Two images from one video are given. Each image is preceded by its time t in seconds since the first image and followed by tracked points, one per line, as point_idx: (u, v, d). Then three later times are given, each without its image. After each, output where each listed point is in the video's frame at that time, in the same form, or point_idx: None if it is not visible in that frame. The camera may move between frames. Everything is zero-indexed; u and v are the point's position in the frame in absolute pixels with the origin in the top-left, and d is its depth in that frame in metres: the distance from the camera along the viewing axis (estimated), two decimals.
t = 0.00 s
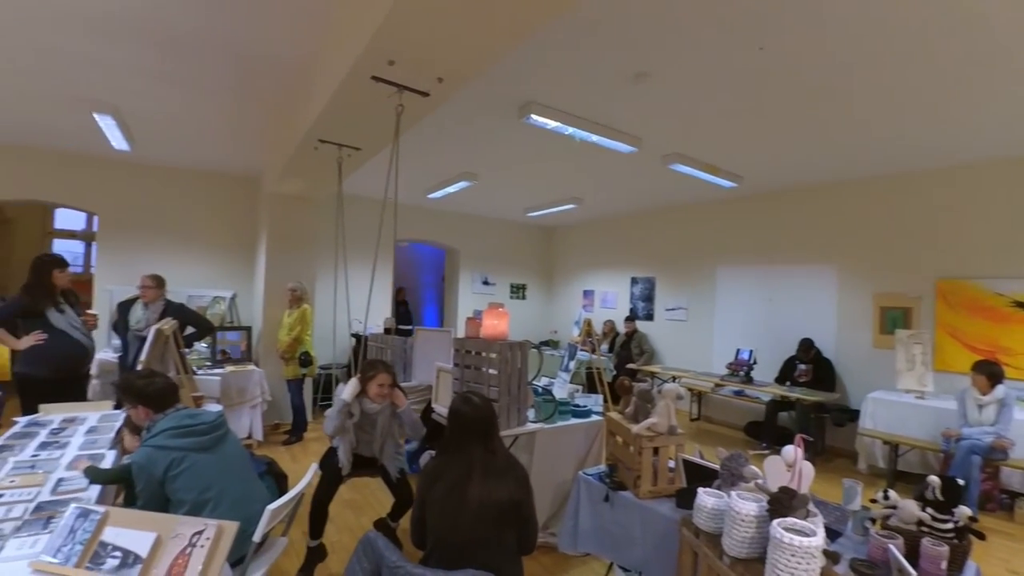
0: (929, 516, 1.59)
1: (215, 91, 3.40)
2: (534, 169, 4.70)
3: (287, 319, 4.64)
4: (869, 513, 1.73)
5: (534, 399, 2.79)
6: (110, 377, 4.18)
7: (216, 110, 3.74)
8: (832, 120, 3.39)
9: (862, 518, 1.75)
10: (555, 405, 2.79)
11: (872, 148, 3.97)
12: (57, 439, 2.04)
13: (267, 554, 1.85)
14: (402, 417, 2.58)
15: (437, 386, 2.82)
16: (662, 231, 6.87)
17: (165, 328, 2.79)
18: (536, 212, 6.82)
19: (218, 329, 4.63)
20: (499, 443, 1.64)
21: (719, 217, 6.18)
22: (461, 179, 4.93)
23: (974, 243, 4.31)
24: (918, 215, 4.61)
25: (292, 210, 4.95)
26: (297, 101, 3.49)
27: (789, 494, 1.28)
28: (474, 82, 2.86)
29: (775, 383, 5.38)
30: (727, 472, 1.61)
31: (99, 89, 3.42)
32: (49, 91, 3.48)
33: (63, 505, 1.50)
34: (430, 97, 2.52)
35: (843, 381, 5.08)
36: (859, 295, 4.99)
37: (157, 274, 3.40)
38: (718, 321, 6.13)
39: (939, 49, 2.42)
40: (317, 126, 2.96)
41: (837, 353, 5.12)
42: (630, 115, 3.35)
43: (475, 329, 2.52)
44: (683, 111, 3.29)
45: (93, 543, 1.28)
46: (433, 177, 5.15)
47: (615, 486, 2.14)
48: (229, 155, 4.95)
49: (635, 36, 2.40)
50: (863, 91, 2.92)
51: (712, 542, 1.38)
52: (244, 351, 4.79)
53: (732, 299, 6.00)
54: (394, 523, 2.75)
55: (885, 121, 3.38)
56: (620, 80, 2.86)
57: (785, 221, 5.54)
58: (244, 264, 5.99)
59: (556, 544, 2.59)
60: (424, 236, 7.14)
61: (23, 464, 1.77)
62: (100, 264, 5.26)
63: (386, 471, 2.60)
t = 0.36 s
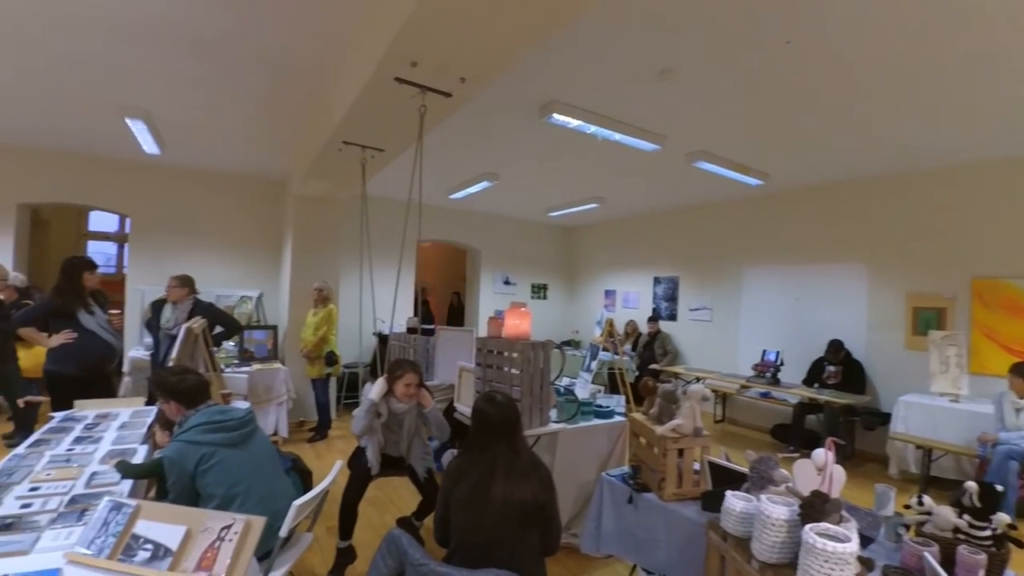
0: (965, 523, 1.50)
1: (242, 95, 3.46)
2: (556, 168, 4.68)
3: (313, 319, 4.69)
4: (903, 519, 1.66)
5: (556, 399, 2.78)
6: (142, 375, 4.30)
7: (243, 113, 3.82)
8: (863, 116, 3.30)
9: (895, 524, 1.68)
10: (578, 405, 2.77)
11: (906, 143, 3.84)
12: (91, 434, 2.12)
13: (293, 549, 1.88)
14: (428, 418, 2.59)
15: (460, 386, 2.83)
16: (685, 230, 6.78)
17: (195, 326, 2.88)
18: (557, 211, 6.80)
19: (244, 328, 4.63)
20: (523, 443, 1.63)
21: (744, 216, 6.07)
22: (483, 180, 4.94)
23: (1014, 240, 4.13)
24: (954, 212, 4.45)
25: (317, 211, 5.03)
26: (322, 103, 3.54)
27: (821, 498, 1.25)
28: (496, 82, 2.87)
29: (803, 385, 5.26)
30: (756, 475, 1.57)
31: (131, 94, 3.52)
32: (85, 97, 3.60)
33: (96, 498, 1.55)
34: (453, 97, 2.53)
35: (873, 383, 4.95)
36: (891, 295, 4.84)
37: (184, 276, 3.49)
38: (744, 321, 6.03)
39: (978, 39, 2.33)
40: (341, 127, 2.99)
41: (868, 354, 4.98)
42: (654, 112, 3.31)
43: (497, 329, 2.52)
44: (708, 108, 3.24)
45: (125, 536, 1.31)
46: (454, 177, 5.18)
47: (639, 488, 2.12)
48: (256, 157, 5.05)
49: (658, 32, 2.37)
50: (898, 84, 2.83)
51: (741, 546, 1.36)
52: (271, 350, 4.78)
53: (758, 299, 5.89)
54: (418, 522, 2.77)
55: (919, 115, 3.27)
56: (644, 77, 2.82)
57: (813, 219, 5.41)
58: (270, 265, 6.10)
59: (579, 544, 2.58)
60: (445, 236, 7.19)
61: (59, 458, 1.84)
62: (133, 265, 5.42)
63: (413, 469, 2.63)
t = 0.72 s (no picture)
0: (1002, 520, 1.42)
1: (264, 90, 3.49)
2: (577, 158, 4.63)
3: (336, 311, 4.73)
4: (937, 516, 1.60)
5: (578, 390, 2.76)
6: (171, 366, 4.41)
7: (265, 109, 3.85)
8: (896, 102, 3.18)
9: (928, 521, 1.62)
10: (600, 396, 2.76)
11: (942, 129, 3.69)
12: (123, 422, 2.18)
13: (318, 536, 1.90)
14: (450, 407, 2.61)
15: (481, 376, 2.83)
16: (709, 221, 6.67)
17: (222, 317, 2.92)
18: (577, 202, 6.74)
19: (269, 319, 4.72)
20: (546, 432, 1.61)
21: (770, 205, 5.93)
22: (502, 171, 4.92)
23: None
24: (993, 200, 4.27)
25: (339, 205, 5.07)
26: (343, 96, 3.54)
27: (856, 492, 1.22)
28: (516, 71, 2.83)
29: (831, 378, 5.14)
30: (787, 468, 1.54)
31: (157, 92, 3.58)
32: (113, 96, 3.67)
33: (128, 484, 1.60)
34: (473, 87, 2.50)
35: (904, 376, 4.81)
36: (923, 285, 4.69)
37: (210, 268, 3.56)
38: (769, 313, 5.91)
39: None
40: (362, 120, 2.99)
41: (899, 347, 4.84)
42: (677, 99, 3.23)
43: (519, 319, 2.51)
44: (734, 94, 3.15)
45: (156, 520, 1.34)
46: (474, 169, 5.17)
47: (663, 481, 2.10)
48: (279, 152, 5.11)
49: (683, 15, 2.30)
50: (934, 67, 2.71)
51: (771, 541, 1.34)
52: (294, 341, 4.80)
53: (784, 290, 5.76)
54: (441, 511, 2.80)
55: (957, 99, 3.13)
56: (667, 63, 2.75)
57: (842, 208, 5.25)
58: (294, 258, 6.19)
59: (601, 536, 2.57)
60: (465, 228, 7.19)
61: (92, 445, 1.90)
62: (162, 259, 5.55)
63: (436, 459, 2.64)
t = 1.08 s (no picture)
0: None
1: (284, 81, 3.50)
2: (597, 145, 4.57)
3: (358, 300, 4.77)
4: (970, 510, 1.53)
5: (599, 379, 2.74)
6: (198, 354, 4.50)
7: (285, 100, 3.87)
8: (931, 81, 3.05)
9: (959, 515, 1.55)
10: (621, 386, 2.73)
11: (981, 110, 3.53)
12: (151, 408, 2.23)
13: (341, 521, 1.93)
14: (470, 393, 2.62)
15: (501, 364, 2.83)
16: (732, 208, 6.54)
17: (246, 306, 2.98)
18: (597, 190, 6.67)
19: (290, 308, 4.70)
20: (567, 420, 1.59)
21: (796, 191, 5.78)
22: (521, 159, 4.88)
23: None
24: None
25: (359, 194, 5.09)
26: (362, 85, 3.53)
27: (891, 484, 1.19)
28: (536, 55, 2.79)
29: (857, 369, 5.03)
30: (817, 459, 1.50)
31: (180, 84, 3.61)
32: (137, 89, 3.72)
33: (156, 468, 1.63)
34: (492, 72, 2.46)
35: (934, 367, 4.68)
36: (956, 273, 4.53)
37: (233, 258, 3.61)
38: (793, 302, 5.79)
39: None
40: (383, 108, 2.98)
41: (930, 337, 4.69)
42: (701, 82, 3.15)
43: (539, 308, 2.49)
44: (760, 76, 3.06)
45: (184, 504, 1.37)
46: (493, 157, 5.14)
47: (686, 470, 2.07)
48: (299, 143, 5.14)
49: None
50: (975, 43, 2.59)
51: (801, 533, 1.33)
52: (316, 330, 4.79)
53: (810, 279, 5.63)
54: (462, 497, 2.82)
55: (998, 77, 2.98)
56: (692, 44, 2.68)
57: (871, 194, 5.09)
58: (315, 248, 6.26)
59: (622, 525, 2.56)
60: (484, 217, 7.17)
61: (122, 431, 1.94)
62: (187, 249, 5.65)
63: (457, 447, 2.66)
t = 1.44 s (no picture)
0: None
1: (301, 69, 3.49)
2: (616, 129, 4.49)
3: (378, 287, 4.80)
4: (1002, 501, 1.47)
5: (619, 364, 2.72)
6: (222, 339, 4.59)
7: (303, 87, 3.87)
8: (969, 58, 2.92)
9: (990, 505, 1.48)
10: (641, 371, 2.71)
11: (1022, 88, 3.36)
12: (178, 392, 2.27)
13: (363, 503, 1.95)
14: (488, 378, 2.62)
15: (520, 349, 2.82)
16: (755, 192, 6.40)
17: (268, 292, 3.01)
18: (616, 175, 6.59)
19: (311, 295, 4.75)
20: (588, 404, 1.57)
21: (822, 174, 5.62)
22: (540, 144, 4.83)
23: None
24: None
25: (377, 181, 5.10)
26: (379, 71, 3.51)
27: (926, 472, 1.16)
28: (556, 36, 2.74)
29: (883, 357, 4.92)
30: (846, 446, 1.48)
31: (199, 73, 3.63)
32: (158, 79, 3.75)
33: (183, 450, 1.67)
34: (511, 54, 2.42)
35: (964, 356, 4.55)
36: (990, 259, 4.37)
37: (253, 245, 3.65)
38: (818, 288, 5.67)
39: None
40: (400, 93, 2.96)
41: (961, 325, 4.56)
42: (725, 62, 3.07)
43: (558, 293, 2.48)
44: (787, 55, 2.96)
45: (211, 484, 1.39)
46: (511, 142, 5.09)
47: (707, 457, 2.05)
48: (318, 131, 5.15)
49: None
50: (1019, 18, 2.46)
51: (829, 520, 1.31)
52: (336, 317, 4.84)
53: (835, 264, 5.50)
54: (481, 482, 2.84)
55: None
56: (717, 23, 2.60)
57: (901, 177, 4.93)
58: (335, 235, 6.31)
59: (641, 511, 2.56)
60: (502, 204, 7.14)
61: (150, 414, 1.99)
62: (210, 236, 5.74)
63: (475, 431, 2.67)
